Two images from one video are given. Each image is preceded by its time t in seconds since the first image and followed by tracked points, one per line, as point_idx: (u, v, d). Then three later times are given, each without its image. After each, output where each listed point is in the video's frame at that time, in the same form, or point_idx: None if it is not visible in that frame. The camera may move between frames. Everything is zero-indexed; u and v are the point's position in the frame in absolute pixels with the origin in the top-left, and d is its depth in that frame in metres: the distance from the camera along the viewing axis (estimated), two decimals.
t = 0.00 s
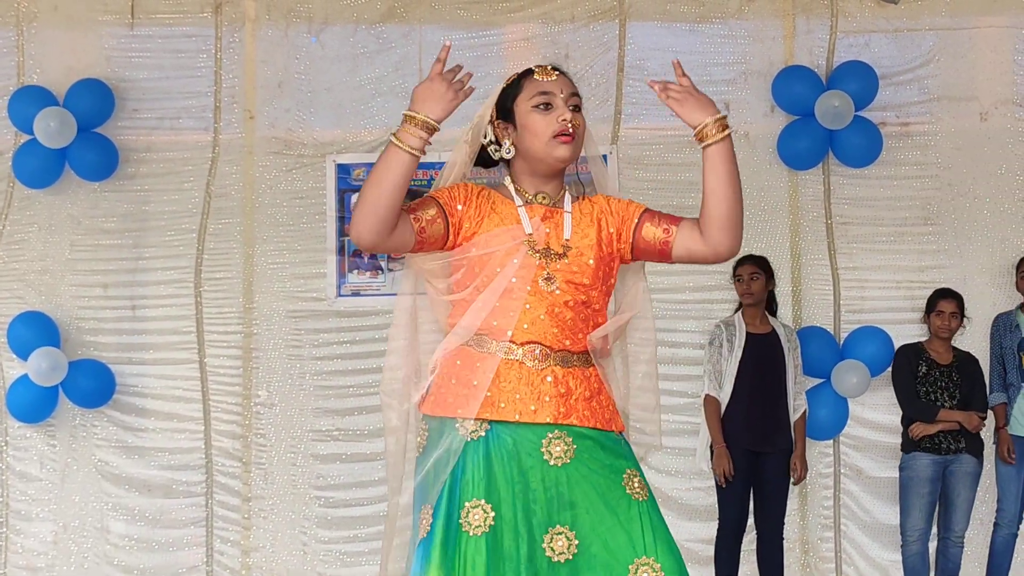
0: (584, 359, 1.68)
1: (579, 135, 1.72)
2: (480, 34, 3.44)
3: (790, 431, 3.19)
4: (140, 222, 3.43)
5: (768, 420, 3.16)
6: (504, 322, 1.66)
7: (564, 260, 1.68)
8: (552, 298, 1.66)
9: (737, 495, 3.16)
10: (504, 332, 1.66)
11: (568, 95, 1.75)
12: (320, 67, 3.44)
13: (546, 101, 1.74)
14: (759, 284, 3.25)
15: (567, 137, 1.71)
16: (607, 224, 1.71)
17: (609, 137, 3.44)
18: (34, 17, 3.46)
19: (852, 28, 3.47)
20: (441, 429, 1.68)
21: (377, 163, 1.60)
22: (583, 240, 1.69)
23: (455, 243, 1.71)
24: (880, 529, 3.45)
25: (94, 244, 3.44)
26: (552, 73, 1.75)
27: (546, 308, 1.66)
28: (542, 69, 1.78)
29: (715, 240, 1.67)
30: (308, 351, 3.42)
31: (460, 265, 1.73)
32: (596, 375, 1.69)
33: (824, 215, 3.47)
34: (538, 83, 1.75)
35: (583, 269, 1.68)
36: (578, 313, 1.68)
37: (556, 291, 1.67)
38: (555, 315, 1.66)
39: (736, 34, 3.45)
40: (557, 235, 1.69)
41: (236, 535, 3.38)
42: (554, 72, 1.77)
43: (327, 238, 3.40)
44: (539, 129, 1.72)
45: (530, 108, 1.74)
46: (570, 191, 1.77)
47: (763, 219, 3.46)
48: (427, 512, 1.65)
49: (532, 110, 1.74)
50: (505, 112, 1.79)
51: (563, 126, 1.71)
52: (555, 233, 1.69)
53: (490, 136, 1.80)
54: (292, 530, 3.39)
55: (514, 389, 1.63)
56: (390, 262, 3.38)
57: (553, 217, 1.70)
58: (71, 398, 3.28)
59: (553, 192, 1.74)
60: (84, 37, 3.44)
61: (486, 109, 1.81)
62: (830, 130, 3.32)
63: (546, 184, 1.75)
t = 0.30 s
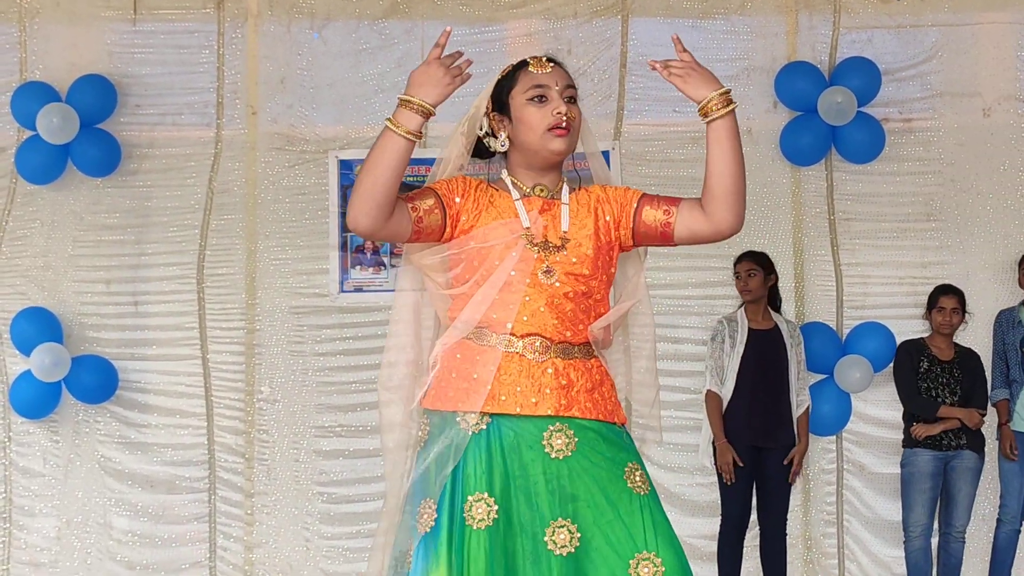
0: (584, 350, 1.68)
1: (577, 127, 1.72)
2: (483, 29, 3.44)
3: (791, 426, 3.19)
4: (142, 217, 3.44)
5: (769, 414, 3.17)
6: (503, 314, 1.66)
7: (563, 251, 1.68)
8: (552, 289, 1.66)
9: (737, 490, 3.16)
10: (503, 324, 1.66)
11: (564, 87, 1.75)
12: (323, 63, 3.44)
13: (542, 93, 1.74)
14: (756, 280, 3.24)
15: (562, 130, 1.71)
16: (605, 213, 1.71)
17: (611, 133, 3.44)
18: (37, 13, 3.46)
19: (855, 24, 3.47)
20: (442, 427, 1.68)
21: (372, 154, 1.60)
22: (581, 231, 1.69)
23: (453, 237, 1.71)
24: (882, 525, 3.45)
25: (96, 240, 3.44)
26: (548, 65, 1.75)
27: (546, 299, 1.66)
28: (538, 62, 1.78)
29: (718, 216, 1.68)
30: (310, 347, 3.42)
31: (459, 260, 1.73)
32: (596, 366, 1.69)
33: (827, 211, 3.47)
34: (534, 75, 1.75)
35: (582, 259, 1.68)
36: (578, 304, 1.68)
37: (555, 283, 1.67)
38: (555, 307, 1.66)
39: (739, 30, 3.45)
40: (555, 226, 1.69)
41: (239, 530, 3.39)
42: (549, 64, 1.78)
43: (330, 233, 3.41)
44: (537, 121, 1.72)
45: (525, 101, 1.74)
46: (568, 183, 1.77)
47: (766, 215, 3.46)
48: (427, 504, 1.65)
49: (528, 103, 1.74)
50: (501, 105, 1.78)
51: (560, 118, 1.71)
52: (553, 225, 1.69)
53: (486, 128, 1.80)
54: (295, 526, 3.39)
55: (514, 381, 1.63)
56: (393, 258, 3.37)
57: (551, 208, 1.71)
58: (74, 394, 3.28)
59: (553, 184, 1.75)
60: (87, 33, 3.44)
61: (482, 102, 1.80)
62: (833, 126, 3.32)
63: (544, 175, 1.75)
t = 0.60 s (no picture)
0: (594, 334, 1.66)
1: (574, 109, 1.68)
2: (485, 26, 3.44)
3: (793, 423, 3.19)
4: (144, 214, 3.44)
5: (770, 411, 3.17)
6: (511, 303, 1.64)
7: (570, 235, 1.65)
8: (559, 274, 1.64)
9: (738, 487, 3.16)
10: (511, 313, 1.64)
11: (562, 68, 1.71)
12: (325, 59, 3.43)
13: (540, 75, 1.71)
14: (757, 277, 3.23)
15: (559, 112, 1.68)
16: (609, 200, 1.69)
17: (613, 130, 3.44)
18: (39, 9, 3.46)
19: (858, 20, 3.46)
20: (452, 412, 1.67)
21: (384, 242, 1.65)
22: (588, 215, 1.67)
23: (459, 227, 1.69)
24: (884, 521, 3.45)
25: (98, 236, 3.44)
26: (546, 46, 1.72)
27: (554, 285, 1.63)
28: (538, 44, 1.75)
29: (689, 299, 1.70)
30: (312, 344, 3.42)
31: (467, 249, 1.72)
32: (606, 349, 1.68)
33: (829, 208, 3.46)
34: (533, 57, 1.73)
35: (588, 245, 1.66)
36: (587, 290, 1.66)
37: (562, 267, 1.64)
38: (563, 294, 1.64)
39: (742, 26, 3.45)
40: (562, 209, 1.66)
41: (240, 527, 3.39)
42: (550, 45, 1.74)
43: (332, 230, 3.40)
44: (533, 105, 1.70)
45: (524, 84, 1.72)
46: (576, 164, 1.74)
47: (768, 212, 3.46)
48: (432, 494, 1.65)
49: (526, 86, 1.72)
50: (504, 89, 1.77)
51: (556, 101, 1.68)
52: (561, 208, 1.66)
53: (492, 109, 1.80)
54: (297, 522, 3.39)
55: (524, 369, 1.62)
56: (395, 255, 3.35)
57: (558, 191, 1.68)
58: (76, 390, 3.28)
59: (558, 166, 1.71)
60: (89, 29, 3.44)
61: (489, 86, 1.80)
62: (835, 123, 3.31)
63: (550, 157, 1.72)
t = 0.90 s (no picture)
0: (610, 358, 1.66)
1: (587, 131, 1.67)
2: (486, 22, 3.43)
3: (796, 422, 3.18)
4: (145, 211, 3.43)
5: (773, 409, 3.16)
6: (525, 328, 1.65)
7: (589, 263, 1.65)
8: (574, 303, 1.64)
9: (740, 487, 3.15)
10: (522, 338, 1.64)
11: (573, 87, 1.70)
12: (325, 56, 3.43)
13: (552, 97, 1.70)
14: (762, 275, 3.23)
15: (571, 136, 1.68)
16: (630, 225, 1.68)
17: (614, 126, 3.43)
18: (39, 6, 3.45)
19: (860, 16, 3.45)
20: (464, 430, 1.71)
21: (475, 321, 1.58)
22: (608, 243, 1.67)
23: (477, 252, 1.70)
24: (886, 519, 3.44)
25: (98, 233, 3.44)
26: (556, 65, 1.70)
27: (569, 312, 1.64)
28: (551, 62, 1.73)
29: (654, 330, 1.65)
30: (313, 341, 3.41)
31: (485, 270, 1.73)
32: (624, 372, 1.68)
33: (831, 204, 3.45)
34: (544, 76, 1.71)
35: (605, 274, 1.65)
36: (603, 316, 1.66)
37: (578, 298, 1.64)
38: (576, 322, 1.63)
39: (743, 22, 3.44)
40: (581, 237, 1.67)
41: (240, 524, 3.38)
42: (562, 61, 1.72)
43: (332, 227, 3.39)
44: (546, 128, 1.69)
45: (537, 106, 1.71)
46: (601, 183, 1.72)
47: (770, 208, 3.45)
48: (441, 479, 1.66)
49: (540, 108, 1.71)
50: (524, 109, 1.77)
51: (567, 124, 1.68)
52: (580, 237, 1.67)
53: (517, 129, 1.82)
54: (297, 519, 3.39)
55: (535, 394, 1.63)
56: (396, 252, 3.35)
57: (577, 219, 1.68)
58: (75, 387, 3.27)
59: (581, 186, 1.70)
60: (89, 26, 3.43)
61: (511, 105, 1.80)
62: (837, 120, 3.30)
63: (574, 177, 1.70)
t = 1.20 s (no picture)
0: (583, 338, 1.50)
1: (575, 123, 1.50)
2: (485, 27, 3.42)
3: (796, 428, 3.16)
4: (142, 216, 3.42)
5: (773, 415, 3.14)
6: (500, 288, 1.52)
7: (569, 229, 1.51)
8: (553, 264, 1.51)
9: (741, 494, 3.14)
10: (495, 299, 1.52)
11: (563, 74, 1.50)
12: (324, 61, 3.42)
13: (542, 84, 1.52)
14: (768, 281, 3.23)
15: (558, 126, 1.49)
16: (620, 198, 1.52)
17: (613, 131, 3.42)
18: (37, 11, 3.44)
19: (859, 21, 3.44)
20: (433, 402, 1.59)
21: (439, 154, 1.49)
22: (595, 211, 1.51)
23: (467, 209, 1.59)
24: (885, 525, 3.43)
25: (96, 238, 3.43)
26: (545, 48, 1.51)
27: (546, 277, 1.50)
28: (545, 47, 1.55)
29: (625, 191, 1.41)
30: (311, 347, 3.40)
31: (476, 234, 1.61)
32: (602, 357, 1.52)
33: (831, 209, 3.44)
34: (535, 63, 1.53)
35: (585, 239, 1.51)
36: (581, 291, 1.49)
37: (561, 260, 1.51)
38: (552, 286, 1.49)
39: (742, 27, 3.43)
40: (566, 201, 1.52)
41: (238, 531, 3.37)
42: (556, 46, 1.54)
43: (330, 232, 3.38)
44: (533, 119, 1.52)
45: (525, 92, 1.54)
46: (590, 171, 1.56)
47: (769, 214, 3.44)
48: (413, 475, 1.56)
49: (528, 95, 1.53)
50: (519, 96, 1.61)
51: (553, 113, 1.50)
52: (566, 201, 1.53)
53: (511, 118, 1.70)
54: (295, 526, 3.37)
55: (499, 357, 1.49)
56: (394, 257, 3.34)
57: (563, 186, 1.54)
58: (73, 393, 3.26)
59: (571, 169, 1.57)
60: (87, 31, 3.43)
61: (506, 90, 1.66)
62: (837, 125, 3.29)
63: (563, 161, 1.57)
